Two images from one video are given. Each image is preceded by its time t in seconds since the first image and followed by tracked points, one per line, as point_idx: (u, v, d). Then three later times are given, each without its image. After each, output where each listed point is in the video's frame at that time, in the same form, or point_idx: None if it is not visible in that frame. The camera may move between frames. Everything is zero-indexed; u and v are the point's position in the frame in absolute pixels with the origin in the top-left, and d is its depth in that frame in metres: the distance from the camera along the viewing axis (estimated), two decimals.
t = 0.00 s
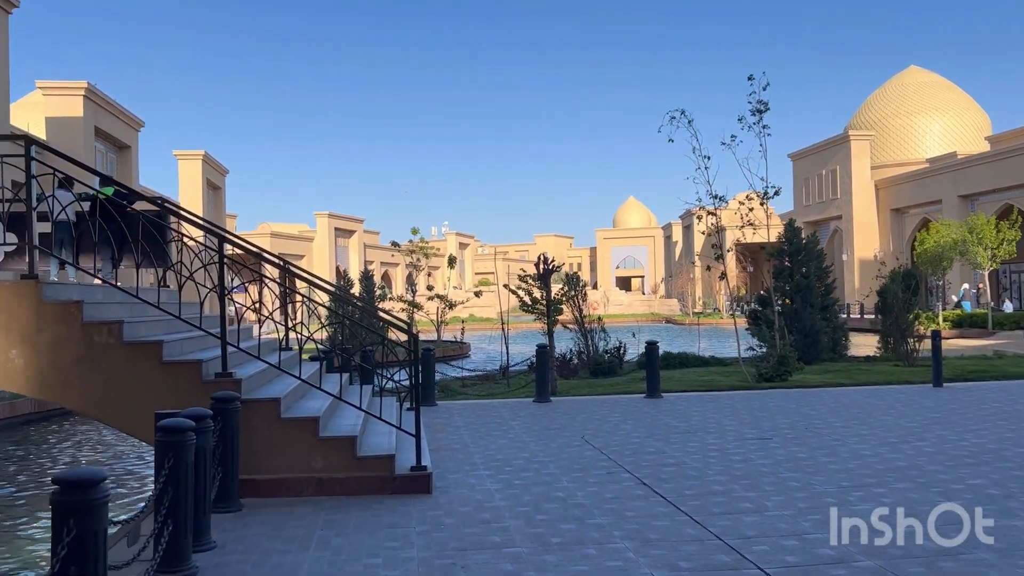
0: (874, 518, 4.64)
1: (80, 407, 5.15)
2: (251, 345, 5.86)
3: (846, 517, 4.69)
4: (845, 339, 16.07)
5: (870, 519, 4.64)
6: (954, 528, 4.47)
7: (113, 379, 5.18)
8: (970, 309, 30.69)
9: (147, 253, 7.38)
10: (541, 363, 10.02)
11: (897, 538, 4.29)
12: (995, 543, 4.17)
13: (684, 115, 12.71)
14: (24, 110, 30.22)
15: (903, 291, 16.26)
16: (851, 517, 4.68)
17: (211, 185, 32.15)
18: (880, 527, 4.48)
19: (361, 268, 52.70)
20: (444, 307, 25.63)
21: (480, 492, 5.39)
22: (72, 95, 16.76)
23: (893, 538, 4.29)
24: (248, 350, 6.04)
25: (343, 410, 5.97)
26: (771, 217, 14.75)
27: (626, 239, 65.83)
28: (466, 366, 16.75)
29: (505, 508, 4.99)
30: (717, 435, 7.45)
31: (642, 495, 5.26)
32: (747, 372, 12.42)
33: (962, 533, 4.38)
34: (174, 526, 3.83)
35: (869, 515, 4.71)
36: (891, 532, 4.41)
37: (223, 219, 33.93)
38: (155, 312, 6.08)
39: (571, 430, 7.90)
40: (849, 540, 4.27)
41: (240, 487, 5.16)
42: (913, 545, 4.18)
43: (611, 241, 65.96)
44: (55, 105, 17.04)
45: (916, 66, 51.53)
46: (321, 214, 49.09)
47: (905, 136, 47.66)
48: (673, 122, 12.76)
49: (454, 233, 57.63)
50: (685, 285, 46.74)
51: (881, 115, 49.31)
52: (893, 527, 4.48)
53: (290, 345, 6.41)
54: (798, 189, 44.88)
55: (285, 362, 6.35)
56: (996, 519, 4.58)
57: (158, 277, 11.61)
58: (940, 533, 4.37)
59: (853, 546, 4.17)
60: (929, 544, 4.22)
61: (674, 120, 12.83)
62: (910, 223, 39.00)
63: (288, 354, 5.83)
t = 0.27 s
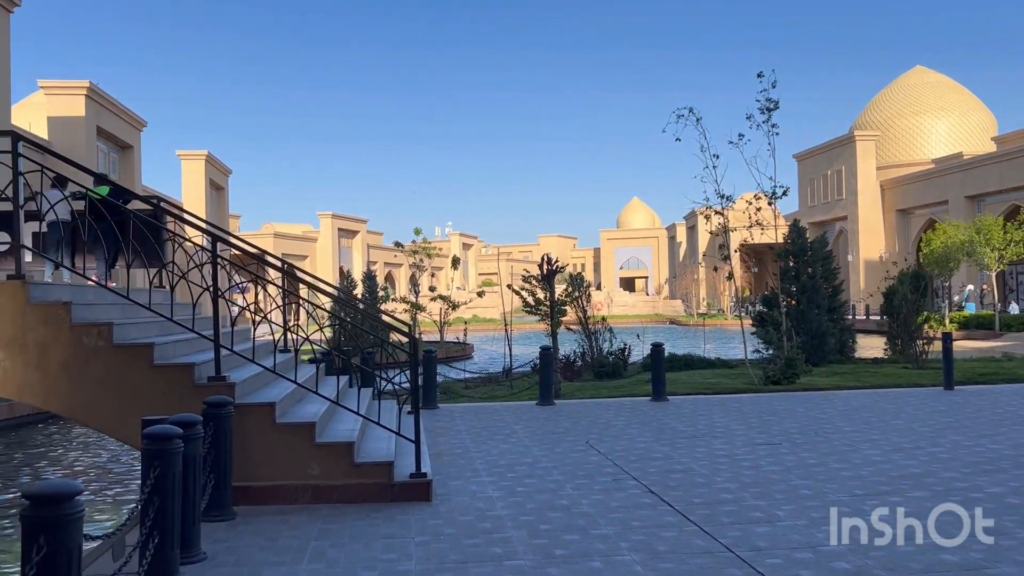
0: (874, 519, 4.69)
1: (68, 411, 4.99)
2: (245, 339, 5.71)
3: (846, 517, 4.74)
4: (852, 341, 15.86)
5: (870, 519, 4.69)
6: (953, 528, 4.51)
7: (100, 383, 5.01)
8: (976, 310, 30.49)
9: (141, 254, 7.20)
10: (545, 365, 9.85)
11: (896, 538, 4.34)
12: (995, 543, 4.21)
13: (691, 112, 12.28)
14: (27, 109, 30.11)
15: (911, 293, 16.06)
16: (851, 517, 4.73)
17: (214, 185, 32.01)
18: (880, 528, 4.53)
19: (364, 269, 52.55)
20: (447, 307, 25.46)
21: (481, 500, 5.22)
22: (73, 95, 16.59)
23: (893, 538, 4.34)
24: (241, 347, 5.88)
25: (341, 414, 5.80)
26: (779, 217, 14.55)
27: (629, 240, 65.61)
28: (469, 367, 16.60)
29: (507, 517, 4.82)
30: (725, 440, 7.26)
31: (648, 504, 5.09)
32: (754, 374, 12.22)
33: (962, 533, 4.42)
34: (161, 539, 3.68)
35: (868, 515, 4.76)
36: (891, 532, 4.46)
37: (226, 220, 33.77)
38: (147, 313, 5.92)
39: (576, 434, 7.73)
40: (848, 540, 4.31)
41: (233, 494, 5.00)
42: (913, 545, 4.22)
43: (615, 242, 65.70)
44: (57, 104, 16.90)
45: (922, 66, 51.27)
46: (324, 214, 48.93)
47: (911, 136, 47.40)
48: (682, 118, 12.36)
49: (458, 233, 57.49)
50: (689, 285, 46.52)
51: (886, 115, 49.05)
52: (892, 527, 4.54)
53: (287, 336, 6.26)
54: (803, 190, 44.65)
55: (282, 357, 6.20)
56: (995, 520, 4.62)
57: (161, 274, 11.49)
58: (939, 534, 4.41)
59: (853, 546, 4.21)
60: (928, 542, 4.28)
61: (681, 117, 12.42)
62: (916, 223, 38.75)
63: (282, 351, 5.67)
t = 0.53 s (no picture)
0: (875, 518, 4.70)
1: (49, 415, 4.81)
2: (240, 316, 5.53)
3: (846, 517, 4.75)
4: (858, 343, 15.66)
5: (871, 519, 4.70)
6: (954, 528, 4.53)
7: (81, 389, 4.84)
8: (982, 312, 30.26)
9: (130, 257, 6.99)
10: (546, 368, 9.67)
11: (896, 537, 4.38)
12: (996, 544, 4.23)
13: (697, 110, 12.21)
14: (29, 110, 30.02)
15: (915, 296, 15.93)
16: (852, 517, 4.75)
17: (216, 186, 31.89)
18: (880, 528, 4.55)
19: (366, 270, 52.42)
20: (448, 309, 25.29)
21: (478, 509, 5.03)
22: (75, 96, 16.45)
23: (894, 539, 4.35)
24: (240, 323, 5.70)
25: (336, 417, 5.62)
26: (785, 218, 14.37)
27: (633, 241, 65.42)
28: (470, 369, 16.44)
29: (505, 527, 4.63)
30: (731, 446, 7.05)
31: (651, 513, 4.90)
32: (759, 377, 12.03)
33: (963, 533, 4.44)
34: (138, 549, 3.48)
35: (869, 516, 4.78)
36: (892, 532, 4.47)
37: (228, 221, 33.65)
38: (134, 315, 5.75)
39: (577, 438, 7.54)
40: (849, 540, 4.34)
41: (221, 502, 4.82)
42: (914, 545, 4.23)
43: (618, 243, 65.48)
44: (59, 104, 16.76)
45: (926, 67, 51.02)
46: (327, 215, 48.82)
47: (915, 136, 47.14)
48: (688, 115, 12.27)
49: (461, 234, 57.37)
50: (692, 287, 46.32)
51: (891, 116, 48.80)
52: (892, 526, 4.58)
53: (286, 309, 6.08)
54: (807, 191, 44.43)
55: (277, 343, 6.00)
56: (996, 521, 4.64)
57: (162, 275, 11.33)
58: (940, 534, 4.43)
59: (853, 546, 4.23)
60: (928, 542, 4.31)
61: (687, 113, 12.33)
62: (921, 224, 38.50)
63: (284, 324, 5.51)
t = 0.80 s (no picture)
0: (875, 519, 4.84)
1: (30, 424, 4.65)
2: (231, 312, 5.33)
3: (847, 518, 4.88)
4: (864, 348, 15.45)
5: (871, 520, 4.84)
6: (954, 528, 4.66)
7: (63, 398, 4.67)
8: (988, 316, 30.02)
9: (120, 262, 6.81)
10: (547, 373, 9.49)
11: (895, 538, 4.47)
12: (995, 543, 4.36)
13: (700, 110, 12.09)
14: (31, 113, 29.93)
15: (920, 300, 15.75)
16: (852, 517, 4.88)
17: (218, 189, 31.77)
18: (881, 528, 4.68)
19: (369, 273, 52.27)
20: (450, 313, 25.12)
21: (474, 522, 4.85)
22: (76, 98, 16.31)
23: (895, 538, 4.48)
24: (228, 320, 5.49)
25: (329, 425, 5.44)
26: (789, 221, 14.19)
27: (636, 244, 65.21)
28: (471, 373, 16.28)
29: (502, 542, 4.45)
30: (736, 455, 6.87)
31: (654, 527, 4.71)
32: (763, 383, 11.84)
33: (962, 533, 4.57)
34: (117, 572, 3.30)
35: (869, 516, 4.91)
36: (892, 532, 4.61)
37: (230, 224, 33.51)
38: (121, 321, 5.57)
39: (579, 446, 7.35)
40: (848, 540, 4.44)
41: (207, 515, 4.65)
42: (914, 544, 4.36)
43: (621, 246, 65.27)
44: (60, 106, 16.63)
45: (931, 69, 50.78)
46: (330, 218, 48.68)
47: (920, 139, 46.90)
48: (690, 118, 12.25)
49: (463, 237, 57.22)
50: (695, 290, 46.11)
51: (895, 118, 48.59)
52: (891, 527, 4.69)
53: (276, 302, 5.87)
54: (811, 194, 44.22)
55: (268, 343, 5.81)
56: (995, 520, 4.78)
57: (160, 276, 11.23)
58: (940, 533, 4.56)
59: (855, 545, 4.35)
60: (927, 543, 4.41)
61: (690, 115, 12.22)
62: (925, 227, 38.26)
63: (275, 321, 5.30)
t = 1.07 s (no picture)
0: (875, 519, 4.86)
1: (11, 431, 4.47)
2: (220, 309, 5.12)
3: (847, 518, 4.91)
4: (870, 350, 15.25)
5: (871, 519, 4.86)
6: (955, 528, 4.69)
7: (45, 401, 4.50)
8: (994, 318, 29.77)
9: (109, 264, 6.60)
10: (549, 376, 9.30)
11: (896, 537, 4.50)
12: (995, 543, 4.39)
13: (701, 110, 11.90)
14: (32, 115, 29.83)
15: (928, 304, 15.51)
16: (852, 517, 4.90)
17: (221, 191, 31.63)
18: (880, 527, 4.70)
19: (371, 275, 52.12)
20: (452, 315, 24.95)
21: (472, 531, 4.68)
22: (77, 98, 16.14)
23: (894, 538, 4.50)
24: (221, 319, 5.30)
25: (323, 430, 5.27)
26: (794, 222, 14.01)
27: (639, 247, 65.01)
28: (473, 375, 16.13)
29: (501, 552, 4.28)
30: (743, 460, 6.67)
31: (659, 537, 4.53)
32: (768, 386, 11.64)
33: (962, 533, 4.60)
34: None
35: (869, 516, 4.93)
36: (891, 532, 4.63)
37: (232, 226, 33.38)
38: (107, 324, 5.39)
39: (581, 451, 7.16)
40: (849, 540, 4.46)
41: (194, 523, 4.48)
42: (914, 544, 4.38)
43: (624, 249, 64.99)
44: (60, 108, 16.48)
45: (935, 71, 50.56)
46: (332, 220, 48.56)
47: (924, 141, 46.67)
48: (696, 116, 11.93)
49: (466, 240, 57.05)
50: (698, 293, 45.90)
51: (899, 120, 48.36)
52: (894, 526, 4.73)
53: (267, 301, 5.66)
54: (815, 196, 44.00)
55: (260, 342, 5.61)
56: (994, 520, 4.80)
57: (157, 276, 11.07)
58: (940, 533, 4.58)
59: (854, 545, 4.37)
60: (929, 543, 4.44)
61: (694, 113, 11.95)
62: (930, 230, 38.02)
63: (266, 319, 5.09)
